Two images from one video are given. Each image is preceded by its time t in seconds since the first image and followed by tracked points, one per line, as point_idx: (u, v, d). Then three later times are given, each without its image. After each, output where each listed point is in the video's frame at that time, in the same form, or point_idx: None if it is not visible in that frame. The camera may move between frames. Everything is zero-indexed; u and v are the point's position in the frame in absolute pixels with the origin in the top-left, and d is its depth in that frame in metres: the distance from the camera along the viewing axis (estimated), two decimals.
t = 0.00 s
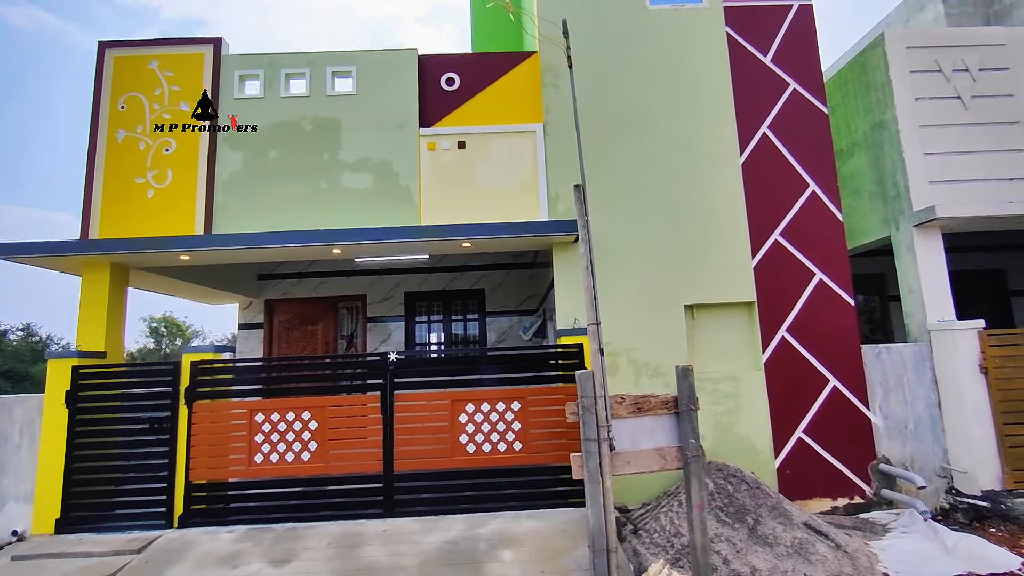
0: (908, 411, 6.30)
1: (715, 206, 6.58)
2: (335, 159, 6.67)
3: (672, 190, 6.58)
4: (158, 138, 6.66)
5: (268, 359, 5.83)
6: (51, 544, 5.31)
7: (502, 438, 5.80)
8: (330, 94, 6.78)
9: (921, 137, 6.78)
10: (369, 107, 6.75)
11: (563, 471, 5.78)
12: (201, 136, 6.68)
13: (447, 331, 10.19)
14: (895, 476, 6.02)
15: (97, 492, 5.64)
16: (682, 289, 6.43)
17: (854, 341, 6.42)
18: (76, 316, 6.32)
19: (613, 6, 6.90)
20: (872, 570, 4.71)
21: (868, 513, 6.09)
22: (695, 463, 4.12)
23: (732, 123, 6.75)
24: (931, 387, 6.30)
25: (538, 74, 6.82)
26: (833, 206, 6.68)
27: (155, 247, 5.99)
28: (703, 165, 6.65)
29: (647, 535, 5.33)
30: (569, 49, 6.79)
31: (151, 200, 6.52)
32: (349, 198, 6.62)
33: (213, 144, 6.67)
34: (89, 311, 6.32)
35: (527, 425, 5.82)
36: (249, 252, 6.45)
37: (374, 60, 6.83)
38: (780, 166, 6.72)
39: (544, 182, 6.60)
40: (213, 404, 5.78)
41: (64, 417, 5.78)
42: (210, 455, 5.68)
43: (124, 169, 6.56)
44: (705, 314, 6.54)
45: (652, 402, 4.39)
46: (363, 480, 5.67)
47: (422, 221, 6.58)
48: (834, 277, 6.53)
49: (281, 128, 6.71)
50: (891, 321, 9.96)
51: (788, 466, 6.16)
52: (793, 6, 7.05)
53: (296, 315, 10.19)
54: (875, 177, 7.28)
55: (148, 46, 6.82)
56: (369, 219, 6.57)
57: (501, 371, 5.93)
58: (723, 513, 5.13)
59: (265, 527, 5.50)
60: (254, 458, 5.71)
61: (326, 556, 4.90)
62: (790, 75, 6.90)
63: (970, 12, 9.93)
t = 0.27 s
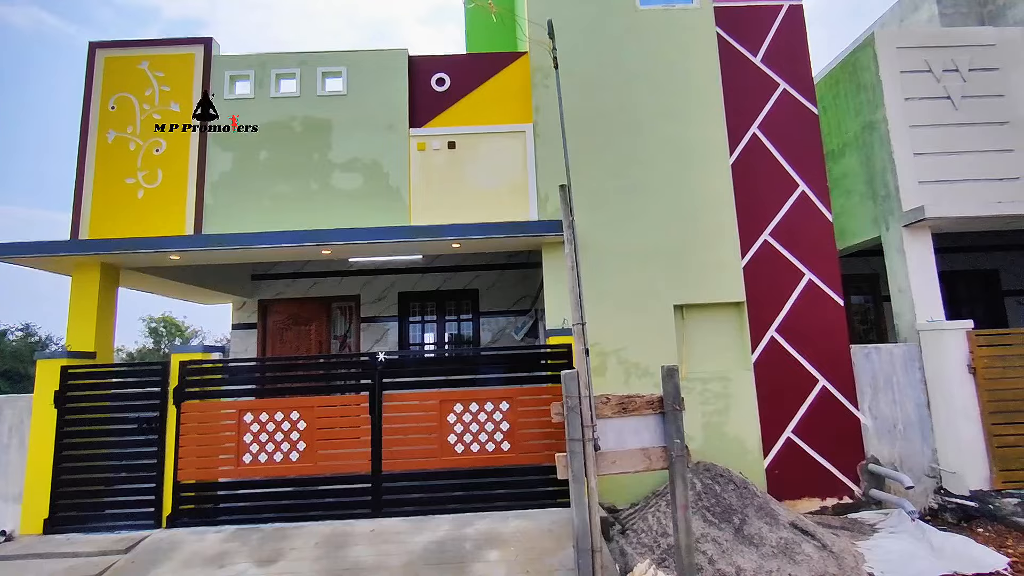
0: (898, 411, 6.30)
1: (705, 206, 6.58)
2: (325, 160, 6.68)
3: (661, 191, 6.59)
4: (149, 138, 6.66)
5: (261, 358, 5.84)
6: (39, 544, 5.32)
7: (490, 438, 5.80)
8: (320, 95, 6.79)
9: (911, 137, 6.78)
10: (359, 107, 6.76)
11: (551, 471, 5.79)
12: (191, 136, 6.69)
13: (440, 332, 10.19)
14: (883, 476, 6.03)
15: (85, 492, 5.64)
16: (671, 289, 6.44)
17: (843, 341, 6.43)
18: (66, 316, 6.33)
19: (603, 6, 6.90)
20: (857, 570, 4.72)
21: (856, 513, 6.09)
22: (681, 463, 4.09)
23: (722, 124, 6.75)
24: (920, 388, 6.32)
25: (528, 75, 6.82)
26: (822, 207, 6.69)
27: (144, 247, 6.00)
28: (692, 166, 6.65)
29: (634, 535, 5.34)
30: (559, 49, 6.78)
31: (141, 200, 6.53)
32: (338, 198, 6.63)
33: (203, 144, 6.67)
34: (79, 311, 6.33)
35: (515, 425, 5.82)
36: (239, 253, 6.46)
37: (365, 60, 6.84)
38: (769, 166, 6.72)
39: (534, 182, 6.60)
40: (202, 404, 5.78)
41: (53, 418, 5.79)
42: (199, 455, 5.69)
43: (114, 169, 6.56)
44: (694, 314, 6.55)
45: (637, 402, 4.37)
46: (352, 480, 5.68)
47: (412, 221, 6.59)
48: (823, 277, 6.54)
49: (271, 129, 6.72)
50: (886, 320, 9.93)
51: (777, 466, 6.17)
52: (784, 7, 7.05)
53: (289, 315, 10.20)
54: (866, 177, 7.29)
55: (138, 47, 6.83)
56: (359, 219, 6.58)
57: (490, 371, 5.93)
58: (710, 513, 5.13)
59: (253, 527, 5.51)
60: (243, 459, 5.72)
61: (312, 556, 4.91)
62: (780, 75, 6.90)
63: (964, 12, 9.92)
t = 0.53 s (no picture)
0: (888, 410, 6.28)
1: (695, 205, 6.57)
2: (315, 158, 6.67)
3: (652, 189, 6.58)
4: (138, 137, 6.65)
5: (254, 357, 5.83)
6: (26, 543, 5.31)
7: (479, 437, 5.79)
8: (311, 93, 6.78)
9: (902, 136, 6.77)
10: (350, 106, 6.75)
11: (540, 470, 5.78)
12: (180, 135, 6.68)
13: (434, 331, 10.18)
14: (873, 475, 6.01)
15: (73, 492, 5.63)
16: (661, 288, 6.43)
17: (834, 340, 6.41)
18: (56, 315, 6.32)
19: (594, 5, 6.88)
20: (845, 570, 4.70)
21: (846, 512, 6.08)
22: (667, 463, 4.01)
23: (713, 123, 6.74)
24: (910, 387, 6.27)
25: (519, 74, 6.82)
26: (813, 205, 6.68)
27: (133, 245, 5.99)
28: (683, 165, 6.64)
29: (622, 534, 5.32)
30: (550, 47, 6.77)
31: (131, 199, 6.52)
32: (328, 197, 6.62)
33: (193, 143, 6.67)
34: (68, 310, 6.32)
35: (504, 424, 5.81)
36: (229, 251, 6.45)
37: (355, 59, 6.83)
38: (760, 165, 6.71)
39: (524, 181, 6.59)
40: (190, 403, 5.77)
41: (41, 417, 5.78)
42: (187, 454, 5.68)
43: (104, 168, 6.55)
44: (685, 313, 6.54)
45: (625, 402, 4.32)
46: (340, 479, 5.67)
47: (402, 220, 6.58)
48: (814, 276, 6.53)
49: (261, 127, 6.72)
50: (880, 320, 9.87)
51: (767, 466, 6.15)
52: (775, 5, 7.04)
53: (283, 315, 10.19)
54: (858, 176, 7.28)
55: (129, 45, 6.81)
56: (349, 218, 6.57)
57: (478, 370, 5.92)
58: (698, 512, 5.11)
59: (241, 526, 5.50)
60: (231, 458, 5.71)
61: (298, 555, 4.90)
62: (771, 74, 6.89)
63: (959, 11, 9.90)
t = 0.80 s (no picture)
0: (878, 408, 6.26)
1: (685, 202, 6.54)
2: (303, 155, 6.63)
3: (641, 186, 6.54)
4: (125, 134, 6.61)
5: (246, 354, 5.81)
6: (8, 542, 5.27)
7: (466, 435, 5.77)
8: (298, 90, 6.75)
9: (893, 133, 6.74)
10: (338, 102, 6.72)
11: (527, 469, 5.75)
12: (167, 132, 6.65)
13: (427, 331, 10.16)
14: (862, 474, 5.98)
15: (57, 490, 5.60)
16: (650, 285, 6.40)
17: (824, 337, 6.38)
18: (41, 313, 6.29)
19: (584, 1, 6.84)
20: (830, 569, 4.69)
21: (835, 511, 6.05)
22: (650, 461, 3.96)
23: (703, 119, 6.71)
24: (900, 384, 6.26)
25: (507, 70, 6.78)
26: (803, 202, 6.64)
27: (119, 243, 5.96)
28: (673, 161, 6.61)
29: (608, 533, 5.29)
30: (539, 44, 6.73)
31: (117, 196, 6.49)
32: (316, 194, 6.59)
33: (180, 140, 6.64)
34: (53, 308, 6.29)
35: (490, 423, 5.79)
36: (215, 249, 6.41)
37: (343, 56, 6.80)
38: (750, 162, 6.68)
39: (513, 178, 6.57)
40: (175, 401, 5.75)
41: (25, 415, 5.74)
42: (172, 453, 5.65)
43: (91, 165, 6.52)
44: (674, 311, 6.51)
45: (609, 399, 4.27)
46: (325, 477, 5.65)
47: (389, 217, 6.55)
48: (803, 273, 6.49)
49: (249, 124, 6.68)
50: (873, 317, 9.87)
51: (756, 464, 6.12)
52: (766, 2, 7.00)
53: (275, 313, 10.16)
54: (849, 174, 7.25)
55: (116, 42, 6.76)
56: (336, 215, 6.54)
57: (465, 369, 5.89)
58: (684, 511, 5.08)
59: (225, 525, 5.46)
60: (216, 456, 5.69)
61: (282, 554, 4.87)
62: (761, 70, 6.86)
63: (953, 8, 9.87)
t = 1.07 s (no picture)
0: (868, 409, 6.21)
1: (674, 201, 6.50)
2: (289, 155, 6.60)
3: (630, 185, 6.51)
4: (111, 133, 6.56)
5: (239, 354, 5.78)
6: None
7: (452, 436, 5.73)
8: (285, 89, 6.71)
9: (884, 132, 6.69)
10: (325, 102, 6.68)
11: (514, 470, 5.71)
12: (154, 132, 6.60)
13: (419, 331, 10.11)
14: (852, 475, 5.94)
15: (40, 492, 5.56)
16: (639, 285, 6.35)
17: (814, 337, 6.34)
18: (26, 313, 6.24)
19: None
20: (816, 571, 4.65)
21: (825, 512, 6.01)
22: (634, 463, 3.97)
23: (692, 118, 6.66)
24: (891, 385, 6.22)
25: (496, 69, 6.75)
26: (793, 202, 6.60)
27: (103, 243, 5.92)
28: (662, 160, 6.57)
29: (594, 535, 5.25)
30: (528, 42, 6.69)
31: (103, 196, 6.44)
32: (303, 194, 6.55)
33: (166, 139, 6.60)
34: (38, 309, 6.24)
35: (476, 424, 5.75)
36: (201, 248, 6.36)
37: (331, 55, 6.76)
38: (740, 161, 6.63)
39: (501, 178, 6.53)
40: (160, 402, 5.71)
41: (8, 416, 5.70)
42: (156, 454, 5.61)
43: (76, 165, 6.47)
44: (663, 311, 6.47)
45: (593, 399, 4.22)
46: (310, 479, 5.61)
47: (377, 217, 6.51)
48: (793, 273, 6.45)
49: (236, 124, 6.65)
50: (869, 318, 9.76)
51: (745, 465, 6.08)
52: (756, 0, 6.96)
53: (266, 313, 10.11)
54: (841, 173, 7.21)
55: (101, 40, 6.70)
56: (323, 215, 6.50)
57: (452, 369, 5.86)
58: (670, 513, 5.04)
59: (208, 527, 5.42)
60: (200, 457, 5.64)
61: (264, 556, 4.82)
62: (751, 69, 6.81)
63: (949, 7, 9.79)
